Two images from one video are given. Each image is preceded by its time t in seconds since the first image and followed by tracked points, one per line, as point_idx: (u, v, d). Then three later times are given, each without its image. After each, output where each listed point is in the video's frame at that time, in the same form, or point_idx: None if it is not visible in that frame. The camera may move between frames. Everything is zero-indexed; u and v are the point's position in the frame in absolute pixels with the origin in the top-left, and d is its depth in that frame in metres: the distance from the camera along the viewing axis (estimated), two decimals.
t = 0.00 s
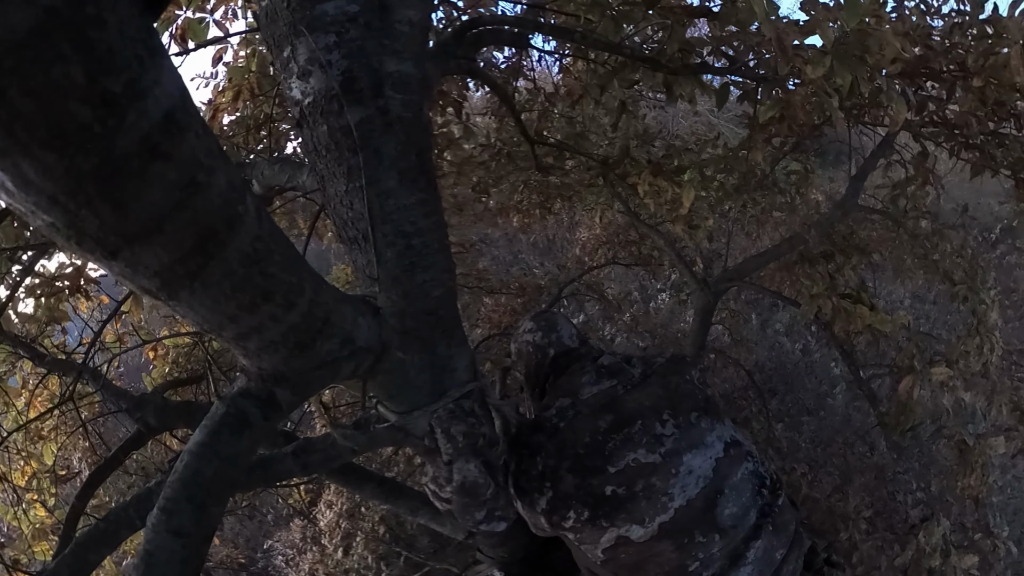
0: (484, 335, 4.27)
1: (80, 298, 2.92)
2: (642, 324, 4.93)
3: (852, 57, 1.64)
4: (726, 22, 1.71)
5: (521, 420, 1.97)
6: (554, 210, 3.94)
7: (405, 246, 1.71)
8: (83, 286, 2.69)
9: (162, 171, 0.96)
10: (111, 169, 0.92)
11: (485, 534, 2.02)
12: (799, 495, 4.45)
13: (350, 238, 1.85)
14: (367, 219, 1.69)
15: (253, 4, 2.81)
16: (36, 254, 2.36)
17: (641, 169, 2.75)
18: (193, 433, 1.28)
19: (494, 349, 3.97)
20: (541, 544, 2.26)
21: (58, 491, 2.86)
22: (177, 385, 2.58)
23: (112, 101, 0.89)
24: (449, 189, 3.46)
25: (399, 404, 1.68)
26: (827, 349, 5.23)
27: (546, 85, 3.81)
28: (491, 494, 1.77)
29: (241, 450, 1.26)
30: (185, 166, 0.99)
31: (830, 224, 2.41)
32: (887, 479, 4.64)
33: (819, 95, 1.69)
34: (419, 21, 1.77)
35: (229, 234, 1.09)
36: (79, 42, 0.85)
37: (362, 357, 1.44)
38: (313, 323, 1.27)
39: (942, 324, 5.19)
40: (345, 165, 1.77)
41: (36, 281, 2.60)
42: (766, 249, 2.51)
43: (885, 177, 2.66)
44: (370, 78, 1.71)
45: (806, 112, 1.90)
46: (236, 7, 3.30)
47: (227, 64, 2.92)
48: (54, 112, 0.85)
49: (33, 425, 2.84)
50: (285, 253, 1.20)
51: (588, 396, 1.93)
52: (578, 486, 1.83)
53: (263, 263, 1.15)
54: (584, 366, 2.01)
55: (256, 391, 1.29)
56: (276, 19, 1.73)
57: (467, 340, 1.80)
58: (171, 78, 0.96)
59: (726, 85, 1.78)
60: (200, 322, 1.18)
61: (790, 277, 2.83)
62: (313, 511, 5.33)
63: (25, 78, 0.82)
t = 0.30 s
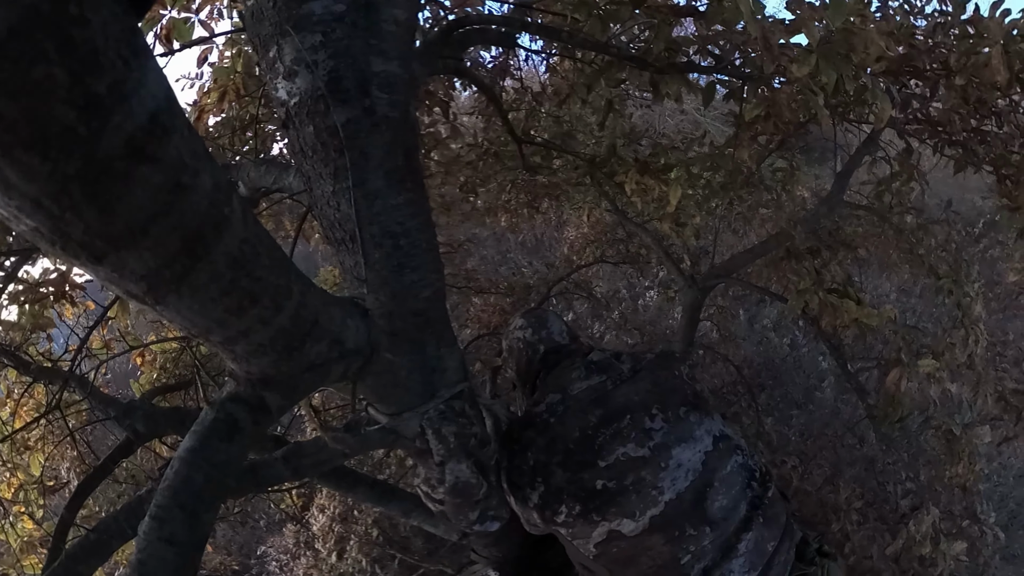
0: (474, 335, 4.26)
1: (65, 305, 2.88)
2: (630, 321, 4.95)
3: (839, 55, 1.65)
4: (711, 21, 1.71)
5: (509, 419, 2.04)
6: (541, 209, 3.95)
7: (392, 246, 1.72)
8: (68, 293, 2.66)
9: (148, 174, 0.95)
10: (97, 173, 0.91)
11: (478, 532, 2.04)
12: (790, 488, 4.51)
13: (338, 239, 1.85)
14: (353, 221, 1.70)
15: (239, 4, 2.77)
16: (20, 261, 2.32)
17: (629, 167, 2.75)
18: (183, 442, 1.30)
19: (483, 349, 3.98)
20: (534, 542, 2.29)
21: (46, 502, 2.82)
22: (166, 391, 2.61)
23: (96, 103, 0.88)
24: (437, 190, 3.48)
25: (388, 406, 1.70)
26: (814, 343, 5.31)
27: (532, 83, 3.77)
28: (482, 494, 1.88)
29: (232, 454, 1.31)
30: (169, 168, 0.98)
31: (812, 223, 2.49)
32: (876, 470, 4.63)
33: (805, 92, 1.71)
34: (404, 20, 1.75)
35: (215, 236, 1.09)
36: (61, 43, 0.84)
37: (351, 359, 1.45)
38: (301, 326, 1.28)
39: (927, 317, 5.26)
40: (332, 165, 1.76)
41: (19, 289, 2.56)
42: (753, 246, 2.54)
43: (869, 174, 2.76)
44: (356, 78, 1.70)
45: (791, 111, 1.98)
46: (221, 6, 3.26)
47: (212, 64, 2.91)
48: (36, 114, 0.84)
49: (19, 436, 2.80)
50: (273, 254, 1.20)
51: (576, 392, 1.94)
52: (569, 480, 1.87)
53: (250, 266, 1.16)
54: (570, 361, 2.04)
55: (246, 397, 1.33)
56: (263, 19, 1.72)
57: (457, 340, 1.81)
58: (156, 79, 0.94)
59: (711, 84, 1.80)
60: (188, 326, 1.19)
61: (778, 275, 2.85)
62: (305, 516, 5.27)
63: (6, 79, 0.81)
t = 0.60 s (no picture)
0: (463, 335, 4.26)
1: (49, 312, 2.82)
2: (619, 318, 4.93)
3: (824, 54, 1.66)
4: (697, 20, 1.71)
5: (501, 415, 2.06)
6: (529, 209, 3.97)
7: (381, 247, 1.73)
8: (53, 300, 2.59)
9: (132, 177, 0.94)
10: (80, 176, 0.90)
11: (473, 533, 2.03)
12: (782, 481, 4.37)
13: (325, 240, 1.86)
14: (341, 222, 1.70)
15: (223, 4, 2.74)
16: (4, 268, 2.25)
17: (615, 167, 2.79)
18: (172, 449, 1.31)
19: (473, 348, 3.99)
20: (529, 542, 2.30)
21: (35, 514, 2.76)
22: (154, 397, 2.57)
23: (79, 105, 0.87)
24: (425, 190, 3.48)
25: (380, 408, 1.70)
26: (803, 338, 5.24)
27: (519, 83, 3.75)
28: (474, 494, 1.82)
29: (222, 460, 1.31)
30: (155, 171, 0.97)
31: (799, 219, 2.51)
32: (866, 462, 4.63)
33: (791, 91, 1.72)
34: (391, 20, 1.78)
35: (201, 240, 1.08)
36: (42, 42, 0.83)
37: (340, 362, 1.44)
38: (289, 329, 1.28)
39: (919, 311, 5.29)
40: (319, 167, 1.76)
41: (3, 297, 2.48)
42: (740, 244, 2.61)
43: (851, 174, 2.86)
44: (343, 77, 1.70)
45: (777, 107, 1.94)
46: (208, 9, 3.25)
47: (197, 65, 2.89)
48: (18, 116, 0.83)
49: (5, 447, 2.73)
50: (259, 257, 1.20)
51: (567, 388, 1.97)
52: (560, 475, 1.89)
53: (236, 269, 1.15)
54: (560, 358, 2.07)
55: (236, 401, 1.32)
56: (248, 18, 1.71)
57: (447, 342, 1.83)
58: (141, 80, 0.93)
59: (696, 83, 1.80)
60: (176, 332, 1.19)
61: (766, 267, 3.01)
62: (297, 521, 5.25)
63: None
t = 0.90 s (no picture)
0: (453, 336, 4.26)
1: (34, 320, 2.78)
2: (608, 316, 4.98)
3: (808, 52, 1.69)
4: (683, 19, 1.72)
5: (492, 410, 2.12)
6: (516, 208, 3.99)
7: (368, 249, 1.74)
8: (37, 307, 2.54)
9: (117, 180, 0.94)
10: (65, 179, 0.90)
11: (467, 534, 2.03)
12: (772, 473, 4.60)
13: (312, 242, 1.88)
14: (328, 224, 1.70)
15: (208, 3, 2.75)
16: None
17: (604, 165, 2.86)
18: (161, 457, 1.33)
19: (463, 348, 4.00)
20: (523, 542, 2.29)
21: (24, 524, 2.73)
22: (144, 404, 2.63)
23: (62, 106, 0.87)
24: (411, 189, 3.50)
25: (370, 410, 1.73)
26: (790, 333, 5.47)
27: (506, 81, 3.77)
28: (468, 494, 1.87)
29: (213, 464, 1.34)
30: (140, 176, 0.98)
31: (784, 215, 2.54)
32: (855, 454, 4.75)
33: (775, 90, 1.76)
34: (378, 20, 1.77)
35: (188, 243, 1.08)
36: (24, 43, 0.83)
37: (329, 365, 1.44)
38: (278, 332, 1.29)
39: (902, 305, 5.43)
40: (305, 168, 1.77)
41: None
42: (727, 241, 2.60)
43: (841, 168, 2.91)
44: (328, 77, 1.71)
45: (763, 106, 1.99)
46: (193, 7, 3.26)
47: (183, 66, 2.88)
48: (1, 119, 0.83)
49: None
50: (245, 260, 1.20)
51: (556, 386, 2.01)
52: (550, 473, 1.90)
53: (222, 272, 1.16)
54: (549, 354, 2.14)
55: (224, 407, 1.36)
56: (234, 18, 1.70)
57: (436, 342, 1.85)
58: (125, 81, 0.94)
59: (683, 82, 1.88)
60: (163, 337, 1.19)
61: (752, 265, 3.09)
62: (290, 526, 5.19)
63: None
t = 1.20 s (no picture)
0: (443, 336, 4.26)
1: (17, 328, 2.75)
2: (597, 315, 5.02)
3: (795, 51, 1.73)
4: (671, 18, 1.74)
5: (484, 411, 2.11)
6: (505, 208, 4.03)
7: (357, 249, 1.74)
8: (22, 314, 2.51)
9: (102, 183, 0.99)
10: (49, 182, 0.95)
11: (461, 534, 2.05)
12: (763, 467, 4.59)
13: (300, 245, 1.87)
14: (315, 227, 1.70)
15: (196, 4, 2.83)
16: None
17: (590, 163, 2.89)
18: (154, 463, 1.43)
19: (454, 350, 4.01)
20: (519, 544, 2.32)
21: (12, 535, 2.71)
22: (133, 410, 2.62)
23: (45, 107, 0.91)
24: (399, 190, 3.57)
25: (361, 413, 1.74)
26: (777, 328, 5.53)
27: (492, 81, 3.72)
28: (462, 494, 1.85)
29: (203, 471, 1.42)
30: (125, 177, 1.02)
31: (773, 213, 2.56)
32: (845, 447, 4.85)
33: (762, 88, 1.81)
34: (364, 19, 1.77)
35: (175, 246, 1.14)
36: (9, 45, 0.88)
37: (319, 368, 1.52)
38: (267, 335, 1.35)
39: (887, 299, 5.56)
40: (290, 168, 1.78)
41: None
42: (714, 238, 2.65)
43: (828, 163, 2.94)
44: (315, 77, 1.70)
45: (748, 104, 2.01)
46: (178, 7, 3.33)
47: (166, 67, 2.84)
48: None
49: None
50: (231, 263, 1.25)
51: (545, 385, 2.01)
52: (540, 473, 1.92)
53: (209, 274, 1.21)
54: (541, 353, 2.13)
55: (214, 412, 1.44)
56: (219, 19, 1.71)
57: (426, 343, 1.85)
58: (109, 82, 0.98)
59: (671, 81, 1.87)
60: (153, 343, 1.25)
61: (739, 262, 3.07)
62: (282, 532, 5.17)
63: None
